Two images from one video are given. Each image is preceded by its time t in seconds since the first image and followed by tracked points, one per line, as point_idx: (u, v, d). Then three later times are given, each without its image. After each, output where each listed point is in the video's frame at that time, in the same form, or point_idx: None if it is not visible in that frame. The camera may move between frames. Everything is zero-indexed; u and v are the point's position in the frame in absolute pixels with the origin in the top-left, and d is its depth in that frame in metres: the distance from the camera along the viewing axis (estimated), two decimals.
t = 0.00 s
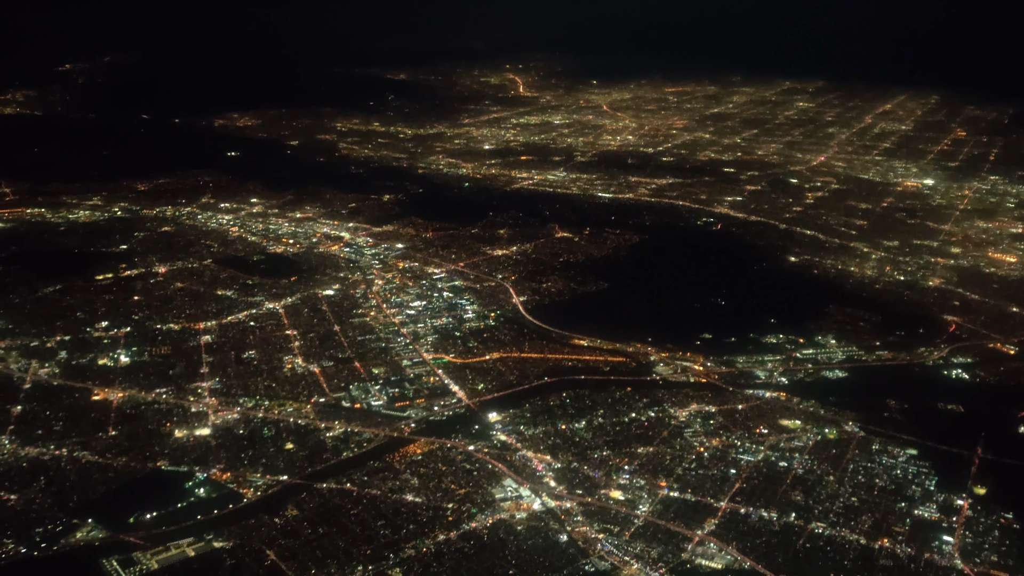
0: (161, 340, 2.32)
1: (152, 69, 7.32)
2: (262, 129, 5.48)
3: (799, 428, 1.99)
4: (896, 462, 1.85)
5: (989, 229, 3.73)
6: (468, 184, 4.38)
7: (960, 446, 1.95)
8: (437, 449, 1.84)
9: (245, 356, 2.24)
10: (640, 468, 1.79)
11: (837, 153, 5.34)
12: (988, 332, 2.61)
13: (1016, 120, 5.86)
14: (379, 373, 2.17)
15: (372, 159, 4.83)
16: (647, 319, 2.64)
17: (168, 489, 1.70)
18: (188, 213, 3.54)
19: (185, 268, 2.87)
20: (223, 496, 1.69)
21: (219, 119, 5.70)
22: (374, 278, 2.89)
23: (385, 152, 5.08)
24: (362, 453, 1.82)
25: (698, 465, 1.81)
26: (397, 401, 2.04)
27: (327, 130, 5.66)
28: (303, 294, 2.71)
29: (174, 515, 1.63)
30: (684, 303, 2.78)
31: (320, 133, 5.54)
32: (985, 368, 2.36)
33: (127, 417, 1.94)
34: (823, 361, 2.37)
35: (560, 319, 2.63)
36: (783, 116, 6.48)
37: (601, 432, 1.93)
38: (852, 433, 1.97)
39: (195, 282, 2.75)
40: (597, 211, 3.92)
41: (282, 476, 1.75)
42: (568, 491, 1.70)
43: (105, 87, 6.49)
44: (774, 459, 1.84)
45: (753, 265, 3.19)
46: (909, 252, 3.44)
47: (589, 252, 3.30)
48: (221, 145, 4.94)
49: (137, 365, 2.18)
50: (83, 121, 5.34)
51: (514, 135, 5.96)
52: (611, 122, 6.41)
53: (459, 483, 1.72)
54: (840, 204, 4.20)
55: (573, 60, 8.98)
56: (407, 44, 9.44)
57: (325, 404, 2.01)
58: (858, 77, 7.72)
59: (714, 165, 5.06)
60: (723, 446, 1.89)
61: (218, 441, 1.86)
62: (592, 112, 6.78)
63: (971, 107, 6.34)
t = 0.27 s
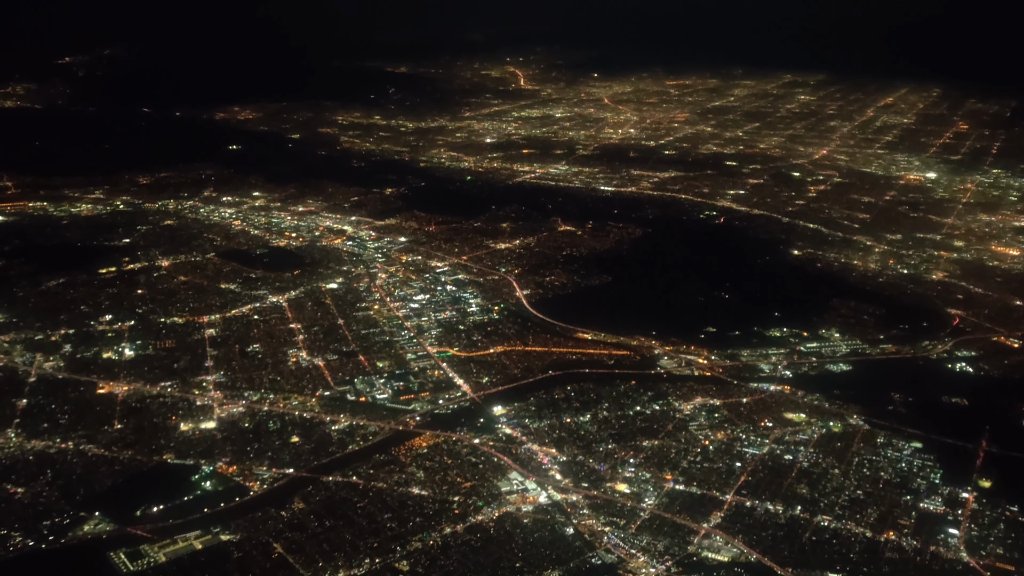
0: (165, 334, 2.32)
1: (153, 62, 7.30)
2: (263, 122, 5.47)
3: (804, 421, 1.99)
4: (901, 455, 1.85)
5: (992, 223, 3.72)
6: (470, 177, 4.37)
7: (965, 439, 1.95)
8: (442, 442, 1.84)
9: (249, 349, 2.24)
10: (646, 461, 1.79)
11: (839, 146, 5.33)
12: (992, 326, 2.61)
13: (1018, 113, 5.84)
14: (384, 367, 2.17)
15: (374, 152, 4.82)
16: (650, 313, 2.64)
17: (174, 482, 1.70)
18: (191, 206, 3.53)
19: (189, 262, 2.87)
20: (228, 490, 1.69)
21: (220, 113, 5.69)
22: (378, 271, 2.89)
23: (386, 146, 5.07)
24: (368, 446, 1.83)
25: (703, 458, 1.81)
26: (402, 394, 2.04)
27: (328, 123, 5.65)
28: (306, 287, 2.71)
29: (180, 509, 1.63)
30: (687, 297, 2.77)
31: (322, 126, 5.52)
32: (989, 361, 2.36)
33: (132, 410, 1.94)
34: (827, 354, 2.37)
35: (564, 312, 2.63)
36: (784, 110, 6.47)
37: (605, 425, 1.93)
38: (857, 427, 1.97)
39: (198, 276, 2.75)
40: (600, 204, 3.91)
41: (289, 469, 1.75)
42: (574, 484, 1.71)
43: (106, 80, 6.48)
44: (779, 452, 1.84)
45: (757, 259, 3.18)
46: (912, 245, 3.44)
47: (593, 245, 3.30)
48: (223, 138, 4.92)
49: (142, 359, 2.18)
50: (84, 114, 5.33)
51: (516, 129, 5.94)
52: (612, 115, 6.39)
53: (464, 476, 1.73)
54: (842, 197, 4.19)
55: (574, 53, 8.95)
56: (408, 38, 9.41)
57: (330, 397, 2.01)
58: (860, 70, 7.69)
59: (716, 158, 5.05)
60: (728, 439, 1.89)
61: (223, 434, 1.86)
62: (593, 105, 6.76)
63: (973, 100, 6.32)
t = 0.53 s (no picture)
0: (169, 325, 2.32)
1: (153, 53, 7.27)
2: (265, 113, 5.46)
3: (809, 412, 1.99)
4: (906, 446, 1.86)
5: (995, 214, 3.71)
6: (472, 168, 4.36)
7: (970, 430, 1.95)
8: (448, 432, 1.85)
9: (254, 340, 2.25)
10: (651, 452, 1.80)
11: (842, 137, 5.31)
12: (996, 316, 2.61)
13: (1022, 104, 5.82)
14: (389, 358, 2.17)
15: (376, 143, 4.81)
16: (655, 304, 2.64)
17: (181, 473, 1.71)
18: (193, 198, 3.53)
19: (192, 253, 2.87)
20: (235, 480, 1.69)
21: (222, 103, 5.67)
22: (381, 262, 2.88)
23: (388, 136, 5.06)
24: (374, 437, 1.83)
25: (708, 448, 1.82)
26: (408, 385, 2.05)
27: (330, 114, 5.63)
28: (310, 278, 2.70)
29: (188, 499, 1.64)
30: (691, 288, 2.77)
31: (323, 117, 5.50)
32: (993, 352, 2.36)
33: (139, 401, 1.95)
34: (831, 345, 2.37)
35: (568, 304, 2.63)
36: (787, 100, 6.44)
37: (611, 416, 1.94)
38: (862, 418, 1.97)
39: (202, 267, 2.75)
40: (603, 195, 3.90)
41: (295, 460, 1.75)
42: (580, 474, 1.71)
43: (106, 71, 6.45)
44: (785, 443, 1.85)
45: (760, 250, 3.18)
46: (915, 236, 3.43)
47: (596, 236, 3.29)
48: (224, 129, 4.91)
49: (147, 350, 2.18)
50: (85, 105, 5.31)
51: (518, 119, 5.92)
52: (614, 106, 6.37)
53: (471, 467, 1.73)
54: (845, 188, 4.18)
55: (576, 43, 8.91)
56: (409, 28, 9.36)
57: (336, 388, 2.01)
58: (863, 61, 7.66)
59: (719, 149, 5.04)
60: (733, 430, 1.89)
61: (230, 425, 1.86)
62: (595, 95, 6.73)
63: (976, 90, 6.29)
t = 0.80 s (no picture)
0: (174, 316, 2.32)
1: (154, 43, 7.24)
2: (266, 104, 5.44)
3: (815, 402, 1.99)
4: (912, 436, 1.86)
5: (999, 204, 3.70)
6: (475, 158, 4.34)
7: (975, 421, 1.95)
8: (455, 423, 1.85)
9: (259, 331, 2.24)
10: (657, 443, 1.80)
11: (846, 127, 5.29)
12: (1001, 307, 2.61)
13: None
14: (394, 349, 2.17)
15: (378, 133, 4.79)
16: (660, 295, 2.64)
17: (188, 464, 1.71)
18: (197, 188, 3.52)
19: (196, 244, 2.86)
20: (242, 471, 1.69)
21: (223, 94, 5.65)
22: (385, 253, 2.88)
23: (390, 127, 5.04)
24: (380, 428, 1.83)
25: (714, 439, 1.82)
26: (413, 376, 2.05)
27: (331, 104, 5.61)
28: (314, 269, 2.70)
29: (196, 489, 1.64)
30: (696, 279, 2.76)
31: (325, 107, 5.48)
32: (998, 343, 2.36)
33: (145, 392, 1.95)
34: (836, 336, 2.37)
35: (573, 295, 2.62)
36: (790, 90, 6.41)
37: (617, 407, 1.94)
38: (868, 408, 1.97)
39: (206, 257, 2.75)
40: (607, 186, 3.89)
41: (302, 451, 1.76)
42: (587, 465, 1.71)
43: (107, 61, 6.43)
44: (791, 433, 1.85)
45: (765, 241, 3.17)
46: (919, 226, 3.42)
47: (600, 227, 3.29)
48: (226, 119, 4.89)
49: (152, 341, 2.18)
50: (86, 96, 5.29)
51: (520, 110, 5.89)
52: (617, 96, 6.34)
53: (477, 457, 1.73)
54: (849, 179, 4.17)
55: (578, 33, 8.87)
56: (409, 17, 9.31)
57: (342, 379, 2.02)
58: (866, 51, 7.62)
59: (722, 140, 5.02)
60: (739, 421, 1.89)
61: (236, 416, 1.86)
62: (598, 86, 6.70)
63: (979, 80, 6.26)
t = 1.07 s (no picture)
0: (179, 305, 2.32)
1: (154, 31, 7.20)
2: (268, 92, 5.42)
3: (820, 391, 1.99)
4: (917, 425, 1.86)
5: (1004, 193, 3.69)
6: (478, 147, 4.33)
7: (980, 410, 1.95)
8: (460, 412, 1.85)
9: (265, 320, 2.24)
10: (663, 432, 1.80)
11: (850, 116, 5.26)
12: (1006, 297, 2.60)
13: None
14: (399, 338, 2.17)
15: (381, 122, 4.77)
16: (664, 284, 2.63)
17: (196, 452, 1.72)
18: (200, 177, 3.51)
19: (200, 233, 2.86)
20: (249, 459, 1.70)
21: (224, 82, 5.62)
22: (389, 242, 2.87)
23: (392, 116, 5.02)
24: (386, 417, 1.83)
25: (720, 428, 1.82)
26: (418, 365, 2.05)
27: (333, 93, 5.58)
28: (318, 258, 2.70)
29: (203, 477, 1.65)
30: (700, 268, 2.76)
31: (326, 96, 5.46)
32: (1003, 332, 2.36)
33: (151, 380, 1.95)
34: (841, 325, 2.37)
35: (577, 284, 2.62)
36: (794, 79, 6.37)
37: (622, 396, 1.94)
38: (873, 397, 1.98)
39: (210, 246, 2.74)
40: (610, 175, 3.88)
41: (308, 439, 1.76)
42: (593, 454, 1.72)
43: (108, 49, 6.40)
44: (796, 422, 1.85)
45: (769, 230, 3.16)
46: (924, 216, 3.41)
47: (603, 216, 3.28)
48: (228, 108, 4.88)
49: (157, 329, 2.18)
50: (88, 84, 5.27)
51: (522, 98, 5.87)
52: (620, 85, 6.31)
53: (483, 446, 1.74)
54: (853, 168, 4.15)
55: (580, 22, 8.81)
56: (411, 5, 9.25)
57: (347, 367, 2.02)
58: (870, 39, 7.57)
59: (725, 129, 5.00)
60: (745, 410, 1.89)
61: (242, 405, 1.87)
62: (600, 74, 6.67)
63: (984, 69, 6.23)
